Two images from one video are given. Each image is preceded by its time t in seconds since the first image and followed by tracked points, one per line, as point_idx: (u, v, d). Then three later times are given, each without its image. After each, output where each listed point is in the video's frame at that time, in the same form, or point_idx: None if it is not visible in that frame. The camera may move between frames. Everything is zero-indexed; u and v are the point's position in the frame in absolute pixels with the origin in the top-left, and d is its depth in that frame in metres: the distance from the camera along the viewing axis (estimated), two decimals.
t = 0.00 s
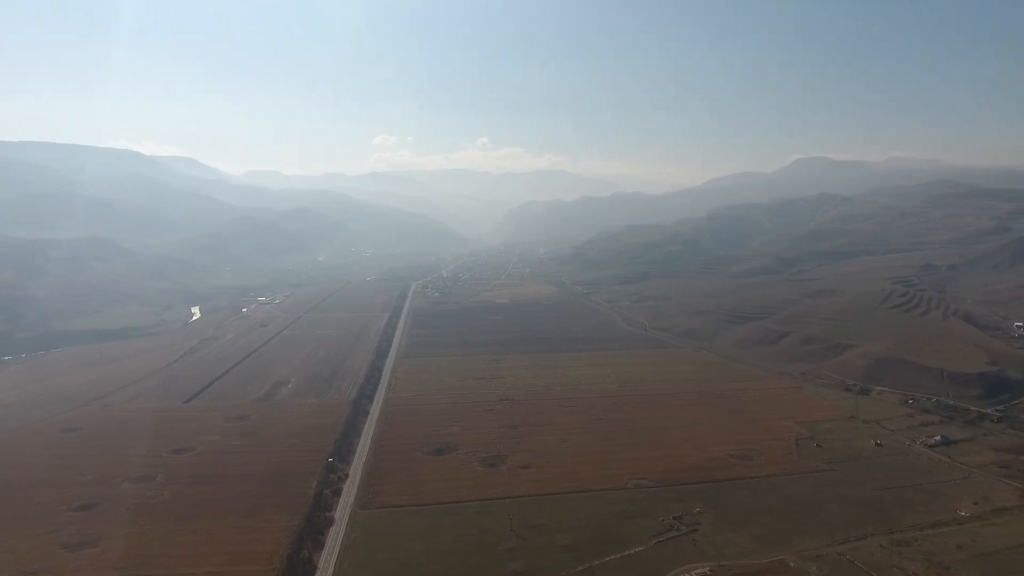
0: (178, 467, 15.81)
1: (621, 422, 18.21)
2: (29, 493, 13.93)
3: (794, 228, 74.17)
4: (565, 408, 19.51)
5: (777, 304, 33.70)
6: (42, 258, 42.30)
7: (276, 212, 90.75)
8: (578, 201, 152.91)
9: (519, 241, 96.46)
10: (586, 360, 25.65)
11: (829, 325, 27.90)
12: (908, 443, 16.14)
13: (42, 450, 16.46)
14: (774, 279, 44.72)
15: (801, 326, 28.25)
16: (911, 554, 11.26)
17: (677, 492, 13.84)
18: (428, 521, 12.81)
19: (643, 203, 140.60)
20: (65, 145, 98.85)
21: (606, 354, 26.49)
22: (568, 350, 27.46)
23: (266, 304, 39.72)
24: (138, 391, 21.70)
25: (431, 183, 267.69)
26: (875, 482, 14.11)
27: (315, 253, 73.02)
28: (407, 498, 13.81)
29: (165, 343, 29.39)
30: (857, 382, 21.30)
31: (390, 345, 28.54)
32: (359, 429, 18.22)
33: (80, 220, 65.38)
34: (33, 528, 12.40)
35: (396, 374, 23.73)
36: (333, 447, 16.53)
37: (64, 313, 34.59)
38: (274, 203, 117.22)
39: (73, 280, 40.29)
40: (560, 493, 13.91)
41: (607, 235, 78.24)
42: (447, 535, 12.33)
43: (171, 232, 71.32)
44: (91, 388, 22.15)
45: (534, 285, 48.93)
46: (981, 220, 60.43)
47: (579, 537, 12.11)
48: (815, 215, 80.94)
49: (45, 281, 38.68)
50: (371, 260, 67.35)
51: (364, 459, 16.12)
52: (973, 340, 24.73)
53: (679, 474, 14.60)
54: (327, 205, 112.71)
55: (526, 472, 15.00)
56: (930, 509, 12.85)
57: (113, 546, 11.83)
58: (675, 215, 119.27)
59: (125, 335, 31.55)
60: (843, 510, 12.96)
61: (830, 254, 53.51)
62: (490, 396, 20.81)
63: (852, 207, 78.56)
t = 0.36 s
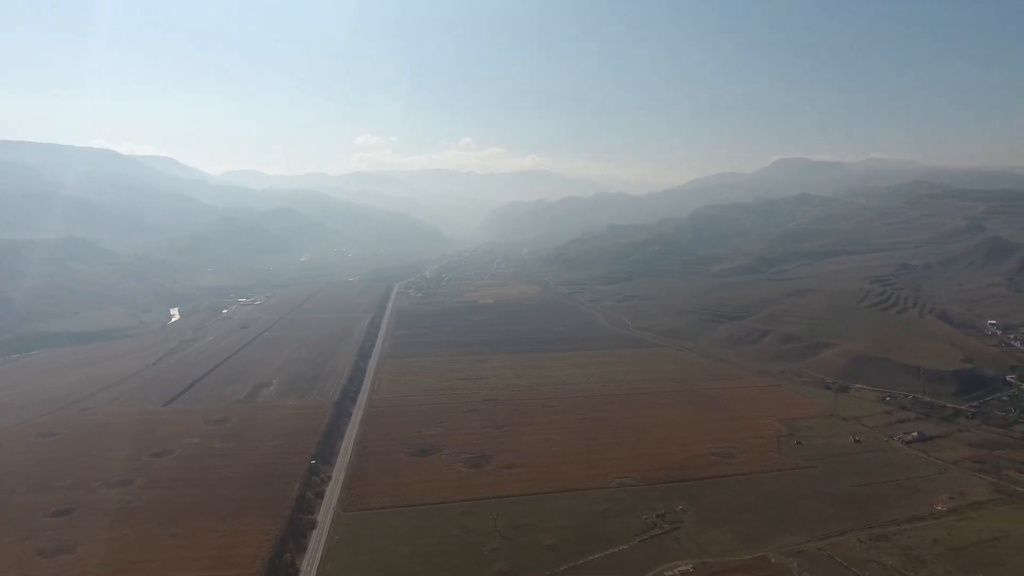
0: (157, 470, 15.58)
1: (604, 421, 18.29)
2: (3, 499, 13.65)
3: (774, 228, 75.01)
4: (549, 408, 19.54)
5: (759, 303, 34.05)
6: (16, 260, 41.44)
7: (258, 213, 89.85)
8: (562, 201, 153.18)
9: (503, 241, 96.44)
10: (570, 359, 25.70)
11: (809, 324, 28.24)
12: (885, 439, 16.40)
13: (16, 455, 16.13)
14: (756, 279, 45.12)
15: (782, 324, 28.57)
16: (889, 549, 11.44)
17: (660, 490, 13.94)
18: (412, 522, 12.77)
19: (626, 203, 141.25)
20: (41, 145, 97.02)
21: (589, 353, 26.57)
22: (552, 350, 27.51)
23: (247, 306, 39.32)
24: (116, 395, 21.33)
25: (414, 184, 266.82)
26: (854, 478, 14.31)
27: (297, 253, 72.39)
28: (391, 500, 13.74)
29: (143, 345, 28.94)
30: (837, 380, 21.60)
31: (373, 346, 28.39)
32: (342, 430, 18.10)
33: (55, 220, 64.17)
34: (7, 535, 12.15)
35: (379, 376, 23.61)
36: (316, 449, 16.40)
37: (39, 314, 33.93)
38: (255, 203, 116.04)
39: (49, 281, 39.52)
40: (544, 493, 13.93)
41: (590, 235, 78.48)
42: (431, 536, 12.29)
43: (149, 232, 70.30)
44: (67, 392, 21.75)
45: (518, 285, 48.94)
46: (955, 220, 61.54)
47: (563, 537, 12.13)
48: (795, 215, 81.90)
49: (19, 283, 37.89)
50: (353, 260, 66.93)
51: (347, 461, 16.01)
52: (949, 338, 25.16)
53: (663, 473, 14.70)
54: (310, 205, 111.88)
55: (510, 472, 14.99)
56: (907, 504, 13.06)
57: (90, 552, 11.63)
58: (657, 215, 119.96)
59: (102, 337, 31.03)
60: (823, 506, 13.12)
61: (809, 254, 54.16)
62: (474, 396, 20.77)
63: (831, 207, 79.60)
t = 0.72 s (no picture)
0: (136, 474, 15.36)
1: (588, 421, 18.34)
2: None
3: (755, 228, 75.77)
4: (533, 408, 19.55)
5: (740, 302, 34.36)
6: None
7: (239, 213, 88.95)
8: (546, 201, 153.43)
9: (486, 241, 96.37)
10: (554, 359, 25.72)
11: (790, 323, 28.54)
12: (864, 436, 16.63)
13: None
14: (738, 278, 45.55)
15: (763, 323, 28.86)
16: (867, 544, 11.61)
17: (643, 489, 14.01)
18: (396, 523, 12.72)
19: (610, 203, 141.88)
20: (15, 144, 95.22)
21: (573, 353, 26.61)
22: (536, 350, 27.53)
23: (228, 307, 38.88)
24: (93, 398, 20.97)
25: (397, 184, 265.63)
26: (834, 475, 14.49)
27: (279, 254, 71.78)
28: (374, 502, 13.66)
29: (121, 348, 28.50)
30: (817, 378, 21.85)
31: (356, 347, 28.21)
32: (324, 432, 17.98)
33: (30, 221, 63.00)
34: None
35: (362, 377, 23.47)
36: (298, 451, 16.26)
37: (13, 317, 33.28)
38: (235, 203, 114.83)
39: (23, 283, 38.78)
40: (529, 493, 13.94)
41: (574, 235, 78.71)
42: (415, 538, 12.24)
43: (128, 233, 69.27)
44: (43, 395, 21.36)
45: (501, 285, 48.89)
46: (932, 220, 62.61)
47: (547, 537, 12.14)
48: (775, 215, 82.77)
49: None
50: (336, 261, 66.48)
51: (330, 463, 15.89)
52: (925, 336, 25.57)
53: (647, 472, 14.77)
54: (291, 206, 110.96)
55: (494, 472, 14.98)
56: (885, 500, 13.25)
57: (66, 559, 11.42)
58: (640, 215, 120.60)
59: (79, 340, 30.53)
60: (804, 503, 13.28)
61: (790, 254, 54.77)
62: (458, 397, 20.73)
63: (811, 207, 80.58)
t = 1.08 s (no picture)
0: (114, 479, 15.10)
1: (572, 420, 18.39)
2: None
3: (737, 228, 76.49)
4: (518, 408, 19.56)
5: (723, 302, 34.63)
6: None
7: (219, 213, 88.04)
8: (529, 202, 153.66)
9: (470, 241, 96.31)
10: (538, 360, 25.75)
11: (771, 322, 28.83)
12: (844, 433, 16.86)
13: None
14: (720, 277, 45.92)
15: (745, 323, 29.14)
16: (848, 540, 11.76)
17: (628, 488, 14.08)
18: (380, 525, 12.66)
19: (593, 203, 142.49)
20: None
21: (557, 353, 26.66)
22: (520, 350, 27.54)
23: (209, 309, 38.46)
24: (70, 402, 20.61)
25: (380, 184, 264.48)
26: (815, 472, 14.67)
27: (261, 255, 71.12)
28: (358, 504, 13.57)
29: (98, 351, 28.03)
30: (798, 376, 22.09)
31: (339, 349, 28.02)
32: (307, 434, 17.84)
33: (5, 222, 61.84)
34: None
35: (345, 378, 23.33)
36: (281, 454, 16.11)
37: None
38: (216, 203, 113.60)
39: None
40: (513, 493, 13.94)
41: (557, 235, 78.92)
42: (399, 539, 12.19)
43: (106, 233, 68.24)
44: (18, 400, 20.93)
45: (486, 285, 48.84)
46: (909, 220, 63.63)
47: (532, 537, 12.15)
48: (757, 215, 83.60)
49: None
50: (318, 262, 66.00)
51: (313, 465, 15.77)
52: (903, 334, 25.97)
53: (631, 471, 14.85)
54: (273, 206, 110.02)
55: (479, 473, 14.98)
56: (865, 496, 13.44)
57: (43, 566, 11.23)
58: (623, 215, 121.21)
59: (56, 343, 29.99)
60: (785, 499, 13.43)
61: (771, 254, 55.35)
62: (442, 398, 20.68)
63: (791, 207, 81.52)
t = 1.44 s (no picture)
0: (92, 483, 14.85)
1: (556, 420, 18.42)
2: None
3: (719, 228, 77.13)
4: (502, 408, 19.55)
5: (705, 301, 34.88)
6: None
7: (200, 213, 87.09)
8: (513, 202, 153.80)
9: (454, 242, 96.19)
10: (523, 360, 25.76)
11: (753, 322, 29.09)
12: (825, 430, 17.07)
13: None
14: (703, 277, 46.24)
15: (727, 322, 29.36)
16: (829, 535, 11.91)
17: (612, 487, 14.13)
18: (364, 527, 12.59)
19: (577, 203, 143.00)
20: None
21: (542, 354, 26.69)
22: (505, 351, 27.53)
23: (190, 310, 38.01)
24: (46, 406, 20.25)
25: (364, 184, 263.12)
26: (797, 469, 14.83)
27: (243, 255, 70.45)
28: (342, 505, 13.49)
29: (76, 353, 27.59)
30: (779, 375, 22.31)
31: (322, 350, 27.81)
32: (290, 435, 17.70)
33: None
34: None
35: (329, 379, 23.19)
36: (264, 456, 15.97)
37: None
38: (197, 203, 112.40)
39: None
40: (498, 494, 13.93)
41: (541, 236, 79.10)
42: (384, 541, 12.13)
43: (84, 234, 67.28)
44: None
45: (470, 286, 48.77)
46: (887, 220, 64.57)
47: (517, 537, 12.15)
48: (739, 215, 84.36)
49: None
50: (301, 262, 65.53)
51: (297, 467, 15.64)
52: (882, 333, 26.33)
53: (615, 470, 14.92)
54: (255, 206, 109.14)
55: (464, 473, 14.97)
56: (845, 492, 13.63)
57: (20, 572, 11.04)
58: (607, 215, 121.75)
59: (32, 345, 29.48)
60: (767, 496, 13.58)
61: (753, 254, 55.89)
62: (426, 398, 20.62)
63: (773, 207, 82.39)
